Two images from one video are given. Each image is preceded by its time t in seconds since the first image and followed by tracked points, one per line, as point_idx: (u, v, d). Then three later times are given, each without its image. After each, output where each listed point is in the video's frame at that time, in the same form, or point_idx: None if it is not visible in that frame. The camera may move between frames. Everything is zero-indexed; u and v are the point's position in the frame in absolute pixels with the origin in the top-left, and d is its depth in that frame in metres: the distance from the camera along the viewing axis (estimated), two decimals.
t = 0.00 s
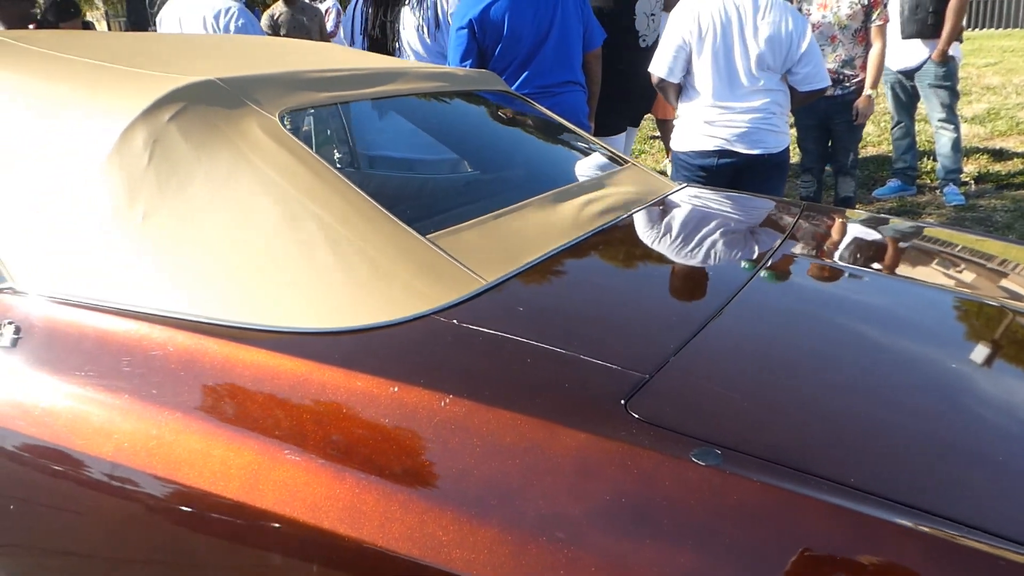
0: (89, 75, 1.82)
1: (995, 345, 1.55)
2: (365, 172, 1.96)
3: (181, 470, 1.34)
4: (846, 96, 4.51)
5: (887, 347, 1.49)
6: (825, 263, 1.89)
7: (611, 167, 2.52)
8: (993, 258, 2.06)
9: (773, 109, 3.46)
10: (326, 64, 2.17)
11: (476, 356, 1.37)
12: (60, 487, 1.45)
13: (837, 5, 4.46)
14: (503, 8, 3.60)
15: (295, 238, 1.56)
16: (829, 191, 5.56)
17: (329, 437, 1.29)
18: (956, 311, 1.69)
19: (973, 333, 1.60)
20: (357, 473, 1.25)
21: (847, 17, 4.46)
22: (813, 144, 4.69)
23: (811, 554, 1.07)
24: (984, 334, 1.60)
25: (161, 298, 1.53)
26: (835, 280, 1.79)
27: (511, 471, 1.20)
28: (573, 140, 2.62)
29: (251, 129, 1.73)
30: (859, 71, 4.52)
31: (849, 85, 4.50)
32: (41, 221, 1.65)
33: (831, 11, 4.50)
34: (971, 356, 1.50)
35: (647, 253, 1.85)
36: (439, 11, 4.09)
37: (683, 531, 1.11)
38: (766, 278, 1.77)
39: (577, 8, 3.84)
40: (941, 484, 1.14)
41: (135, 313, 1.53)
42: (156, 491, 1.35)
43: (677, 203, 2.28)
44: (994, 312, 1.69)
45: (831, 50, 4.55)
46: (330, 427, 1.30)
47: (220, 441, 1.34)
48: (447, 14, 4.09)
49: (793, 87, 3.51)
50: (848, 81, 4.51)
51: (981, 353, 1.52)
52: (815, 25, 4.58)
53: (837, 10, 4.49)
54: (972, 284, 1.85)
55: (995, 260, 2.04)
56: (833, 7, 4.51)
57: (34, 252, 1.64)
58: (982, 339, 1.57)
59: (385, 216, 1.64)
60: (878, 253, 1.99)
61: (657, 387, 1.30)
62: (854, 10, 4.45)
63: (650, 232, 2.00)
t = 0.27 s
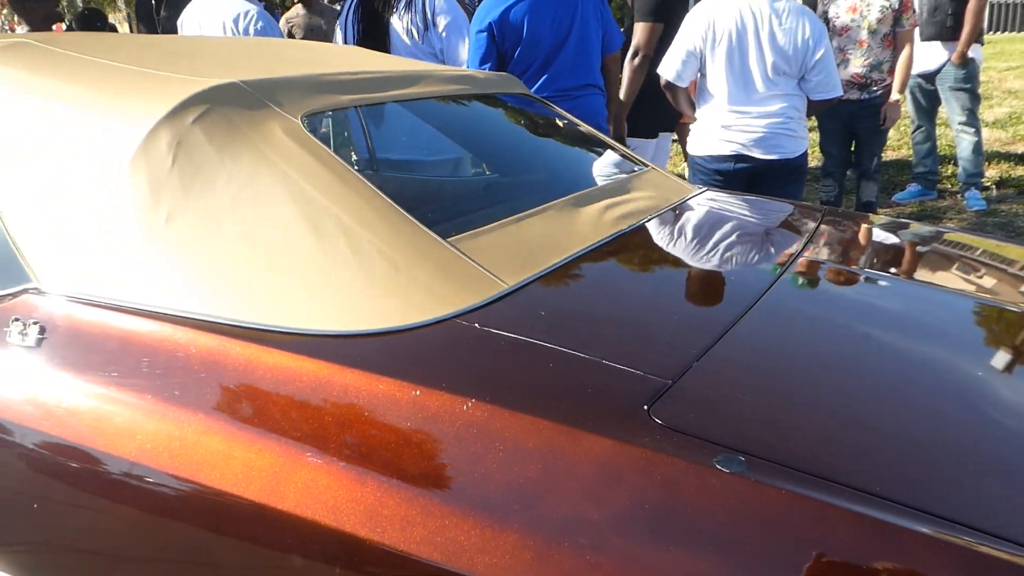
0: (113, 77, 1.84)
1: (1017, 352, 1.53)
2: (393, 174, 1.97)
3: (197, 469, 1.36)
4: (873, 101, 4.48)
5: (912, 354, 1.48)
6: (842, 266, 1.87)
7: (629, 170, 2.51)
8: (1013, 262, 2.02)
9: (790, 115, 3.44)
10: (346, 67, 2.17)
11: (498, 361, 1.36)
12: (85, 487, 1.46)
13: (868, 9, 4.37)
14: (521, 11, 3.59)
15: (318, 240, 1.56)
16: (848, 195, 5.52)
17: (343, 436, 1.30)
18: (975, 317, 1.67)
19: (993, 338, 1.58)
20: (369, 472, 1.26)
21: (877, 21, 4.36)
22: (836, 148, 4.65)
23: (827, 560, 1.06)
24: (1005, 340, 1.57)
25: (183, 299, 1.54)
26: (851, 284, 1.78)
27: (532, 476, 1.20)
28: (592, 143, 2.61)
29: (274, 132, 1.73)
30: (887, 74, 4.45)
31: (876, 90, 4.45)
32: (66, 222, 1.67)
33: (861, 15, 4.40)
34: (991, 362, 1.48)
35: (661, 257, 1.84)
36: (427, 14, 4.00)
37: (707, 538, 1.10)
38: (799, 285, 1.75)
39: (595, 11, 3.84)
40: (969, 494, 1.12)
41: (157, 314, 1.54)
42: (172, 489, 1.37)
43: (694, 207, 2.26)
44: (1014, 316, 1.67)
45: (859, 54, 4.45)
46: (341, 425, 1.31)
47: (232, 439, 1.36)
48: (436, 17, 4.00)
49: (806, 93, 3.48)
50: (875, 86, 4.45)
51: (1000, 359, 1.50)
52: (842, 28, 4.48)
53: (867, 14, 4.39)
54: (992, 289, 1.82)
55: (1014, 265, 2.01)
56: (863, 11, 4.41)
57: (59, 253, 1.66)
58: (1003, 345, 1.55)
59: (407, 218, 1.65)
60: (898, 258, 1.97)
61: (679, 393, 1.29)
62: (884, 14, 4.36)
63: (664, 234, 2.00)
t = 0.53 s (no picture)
0: (147, 81, 1.86)
1: None
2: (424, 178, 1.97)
3: (221, 468, 1.37)
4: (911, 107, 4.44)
5: (947, 365, 1.46)
6: (873, 274, 1.85)
7: (657, 175, 2.49)
8: None
9: (816, 121, 3.41)
10: (376, 72, 2.18)
11: (529, 367, 1.36)
12: (118, 487, 1.47)
13: (913, 18, 4.34)
14: (548, 16, 3.60)
15: (348, 245, 1.57)
16: (876, 202, 5.46)
17: (370, 439, 1.31)
18: (1005, 327, 1.64)
19: None
20: (390, 474, 1.26)
21: (921, 30, 4.34)
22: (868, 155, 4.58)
23: (848, 567, 1.06)
24: None
25: (215, 302, 1.55)
26: (878, 291, 1.76)
27: (564, 484, 1.19)
28: (619, 149, 2.60)
29: (305, 136, 1.74)
30: (926, 82, 4.41)
31: (914, 96, 4.41)
32: (99, 224, 1.68)
33: (905, 23, 4.37)
34: None
35: (688, 262, 1.83)
36: (434, 19, 4.05)
37: (741, 549, 1.09)
38: (842, 291, 1.75)
39: (621, 17, 3.83)
40: (1009, 508, 1.10)
41: (187, 316, 1.55)
42: (195, 487, 1.39)
43: (721, 213, 2.24)
44: None
45: (899, 61, 4.39)
46: (363, 426, 1.32)
47: (254, 439, 1.37)
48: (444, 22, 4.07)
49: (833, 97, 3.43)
50: (914, 93, 4.41)
51: None
52: (884, 36, 4.44)
53: (911, 23, 4.36)
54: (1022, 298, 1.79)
55: None
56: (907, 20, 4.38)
57: (93, 255, 1.67)
58: None
59: (437, 224, 1.65)
60: (926, 265, 1.94)
61: (712, 401, 1.28)
62: (928, 24, 4.35)
63: (688, 239, 1.99)
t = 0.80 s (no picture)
0: (177, 87, 1.88)
1: None
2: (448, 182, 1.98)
3: (247, 471, 1.38)
4: (943, 114, 4.40)
5: (978, 375, 1.44)
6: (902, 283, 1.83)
7: (681, 182, 2.48)
8: None
9: (839, 127, 3.38)
10: (402, 77, 2.19)
11: (555, 374, 1.36)
12: (146, 489, 1.49)
13: (948, 24, 4.29)
14: (572, 22, 3.60)
15: (375, 251, 1.58)
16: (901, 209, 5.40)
17: (396, 445, 1.31)
18: None
19: None
20: (414, 479, 1.27)
21: (956, 37, 4.29)
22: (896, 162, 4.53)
23: None
24: None
25: (242, 306, 1.56)
26: (910, 298, 1.75)
27: (590, 492, 1.19)
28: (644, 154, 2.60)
29: (333, 142, 1.76)
30: (958, 88, 4.36)
31: (946, 103, 4.37)
32: (129, 228, 1.71)
33: (940, 29, 4.31)
34: None
35: (713, 269, 1.82)
36: (449, 20, 4.06)
37: (768, 559, 1.08)
38: (874, 298, 1.74)
39: (646, 22, 3.83)
40: None
41: (215, 320, 1.57)
42: (222, 490, 1.40)
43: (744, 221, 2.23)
44: None
45: (932, 67, 4.33)
46: (387, 431, 1.33)
47: (279, 442, 1.38)
48: (458, 22, 4.07)
49: (862, 92, 3.40)
50: (946, 99, 4.36)
51: None
52: (918, 42, 4.39)
53: (946, 29, 4.31)
54: None
55: None
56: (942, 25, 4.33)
57: (123, 258, 1.70)
58: None
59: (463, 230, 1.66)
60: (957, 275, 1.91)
61: (739, 411, 1.27)
62: (963, 30, 4.30)
63: (708, 248, 1.97)
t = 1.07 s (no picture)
0: (194, 93, 1.89)
1: None
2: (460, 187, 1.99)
3: (263, 475, 1.39)
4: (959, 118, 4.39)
5: (995, 381, 1.43)
6: (924, 290, 1.82)
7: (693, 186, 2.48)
8: None
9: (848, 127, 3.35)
10: (415, 83, 2.20)
11: (569, 379, 1.36)
12: (163, 492, 1.50)
13: (963, 26, 4.27)
14: (585, 27, 3.61)
15: (389, 256, 1.59)
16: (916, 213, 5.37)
17: (411, 449, 1.32)
18: None
19: None
20: (429, 484, 1.28)
21: (972, 39, 4.27)
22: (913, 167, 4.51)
23: None
24: None
25: (257, 311, 1.57)
26: (940, 308, 1.72)
27: (604, 496, 1.19)
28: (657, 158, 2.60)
29: (347, 148, 1.77)
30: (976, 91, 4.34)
31: (963, 106, 4.35)
32: (147, 233, 1.72)
33: (955, 31, 4.30)
34: None
35: (724, 275, 1.82)
36: (465, 29, 4.07)
37: (784, 565, 1.08)
38: (874, 306, 1.71)
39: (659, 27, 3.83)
40: None
41: (230, 324, 1.58)
42: (238, 494, 1.41)
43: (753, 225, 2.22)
44: None
45: (949, 70, 4.32)
46: (402, 436, 1.34)
47: (294, 446, 1.39)
48: (474, 31, 4.08)
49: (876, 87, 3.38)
50: (963, 103, 4.34)
51: None
52: (933, 44, 4.38)
53: (961, 31, 4.29)
54: None
55: None
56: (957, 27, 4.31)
57: (139, 263, 1.71)
58: None
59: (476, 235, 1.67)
60: (987, 283, 1.88)
61: (754, 416, 1.27)
62: (979, 32, 4.28)
63: (714, 252, 1.97)
